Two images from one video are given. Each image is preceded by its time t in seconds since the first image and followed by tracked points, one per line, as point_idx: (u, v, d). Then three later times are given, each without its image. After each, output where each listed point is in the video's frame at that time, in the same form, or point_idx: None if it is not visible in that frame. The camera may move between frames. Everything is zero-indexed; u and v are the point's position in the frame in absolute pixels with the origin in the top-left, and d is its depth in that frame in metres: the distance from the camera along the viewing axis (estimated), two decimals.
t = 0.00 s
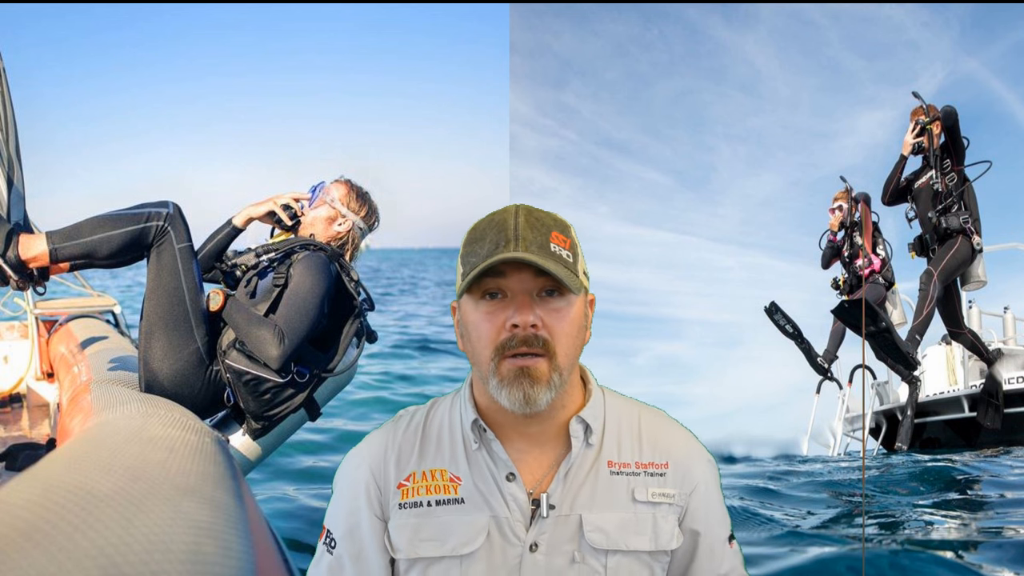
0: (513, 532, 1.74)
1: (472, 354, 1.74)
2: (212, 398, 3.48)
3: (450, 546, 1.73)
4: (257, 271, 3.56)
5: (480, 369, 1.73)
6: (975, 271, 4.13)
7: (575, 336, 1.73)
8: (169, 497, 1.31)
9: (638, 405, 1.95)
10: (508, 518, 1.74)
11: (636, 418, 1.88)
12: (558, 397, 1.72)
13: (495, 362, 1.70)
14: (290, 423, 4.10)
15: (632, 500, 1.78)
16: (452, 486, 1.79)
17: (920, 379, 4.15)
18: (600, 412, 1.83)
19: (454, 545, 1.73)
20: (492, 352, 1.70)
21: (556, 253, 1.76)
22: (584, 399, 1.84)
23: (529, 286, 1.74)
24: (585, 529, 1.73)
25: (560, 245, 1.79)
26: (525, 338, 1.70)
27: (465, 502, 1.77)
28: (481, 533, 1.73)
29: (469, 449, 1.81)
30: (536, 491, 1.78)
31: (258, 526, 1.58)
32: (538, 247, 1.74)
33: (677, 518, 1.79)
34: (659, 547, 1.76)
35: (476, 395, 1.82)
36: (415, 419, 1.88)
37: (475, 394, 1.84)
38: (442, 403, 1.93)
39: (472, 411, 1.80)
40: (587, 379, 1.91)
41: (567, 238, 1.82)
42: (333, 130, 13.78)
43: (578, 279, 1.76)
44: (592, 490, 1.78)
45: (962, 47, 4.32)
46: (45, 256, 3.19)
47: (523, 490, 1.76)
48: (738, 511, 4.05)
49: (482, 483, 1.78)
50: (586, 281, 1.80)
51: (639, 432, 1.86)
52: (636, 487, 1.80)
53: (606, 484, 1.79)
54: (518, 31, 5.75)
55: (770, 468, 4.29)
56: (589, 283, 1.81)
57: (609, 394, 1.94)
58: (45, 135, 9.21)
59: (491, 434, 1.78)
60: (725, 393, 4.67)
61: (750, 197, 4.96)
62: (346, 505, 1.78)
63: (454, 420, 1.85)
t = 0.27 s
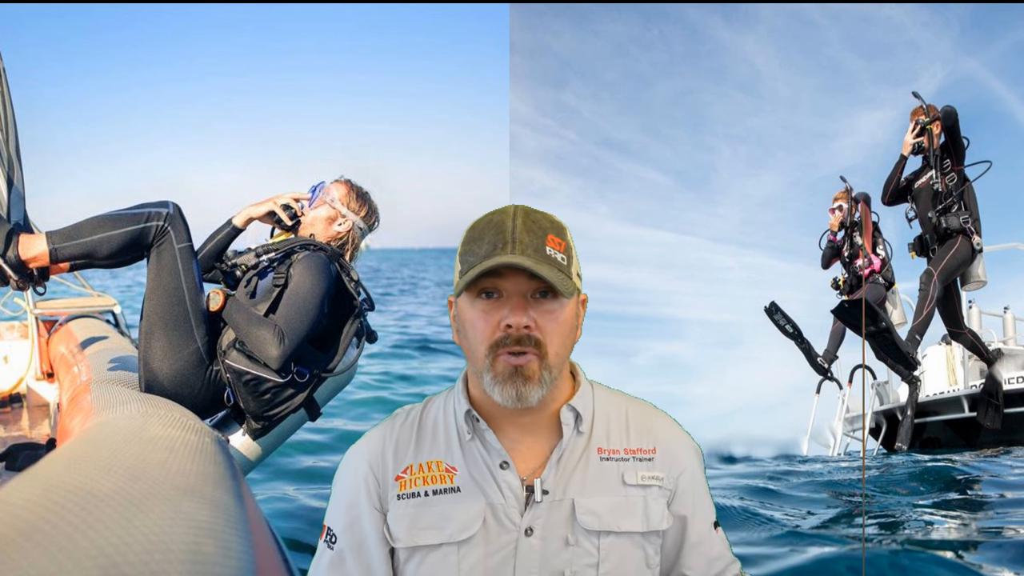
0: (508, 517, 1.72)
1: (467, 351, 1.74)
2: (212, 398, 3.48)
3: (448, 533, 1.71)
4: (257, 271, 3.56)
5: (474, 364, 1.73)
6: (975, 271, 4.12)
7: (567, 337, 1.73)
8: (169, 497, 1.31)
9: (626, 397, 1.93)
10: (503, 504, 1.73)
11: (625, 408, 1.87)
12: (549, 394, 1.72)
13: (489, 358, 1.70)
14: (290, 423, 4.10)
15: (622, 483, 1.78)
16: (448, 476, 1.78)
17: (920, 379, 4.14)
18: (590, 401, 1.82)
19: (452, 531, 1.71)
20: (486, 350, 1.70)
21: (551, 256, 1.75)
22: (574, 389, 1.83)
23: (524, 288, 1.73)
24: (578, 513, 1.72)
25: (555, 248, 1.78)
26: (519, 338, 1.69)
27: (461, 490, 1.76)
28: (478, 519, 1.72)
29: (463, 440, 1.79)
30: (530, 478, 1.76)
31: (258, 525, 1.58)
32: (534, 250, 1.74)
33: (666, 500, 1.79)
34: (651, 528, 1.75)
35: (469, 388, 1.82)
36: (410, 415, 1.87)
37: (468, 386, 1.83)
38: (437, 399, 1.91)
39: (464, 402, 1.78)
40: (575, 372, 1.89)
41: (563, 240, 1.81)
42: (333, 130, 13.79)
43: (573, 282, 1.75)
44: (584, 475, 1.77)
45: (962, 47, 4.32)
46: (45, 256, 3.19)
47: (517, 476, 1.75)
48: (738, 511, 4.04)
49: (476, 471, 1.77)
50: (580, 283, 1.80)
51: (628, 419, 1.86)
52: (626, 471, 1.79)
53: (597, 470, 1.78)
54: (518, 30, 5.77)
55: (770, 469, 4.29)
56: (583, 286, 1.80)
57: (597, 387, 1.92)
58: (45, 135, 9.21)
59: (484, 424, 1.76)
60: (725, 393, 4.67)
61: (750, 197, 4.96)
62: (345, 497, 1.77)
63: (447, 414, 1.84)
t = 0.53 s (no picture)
0: (501, 511, 1.72)
1: (455, 351, 1.75)
2: (212, 398, 3.48)
3: (444, 527, 1.71)
4: (257, 271, 3.56)
5: (462, 363, 1.73)
6: (975, 271, 4.11)
7: (553, 333, 1.73)
8: (169, 497, 1.31)
9: (618, 394, 1.93)
10: (496, 498, 1.73)
11: (616, 403, 1.87)
12: (538, 390, 1.72)
13: (476, 357, 1.70)
14: (290, 423, 4.10)
15: (612, 476, 1.77)
16: (443, 471, 1.78)
17: (920, 379, 4.14)
18: (581, 397, 1.82)
19: (448, 525, 1.71)
20: (472, 349, 1.70)
21: (533, 255, 1.74)
22: (565, 383, 1.84)
23: (507, 287, 1.72)
24: (569, 505, 1.72)
25: (537, 247, 1.77)
26: (505, 335, 1.70)
27: (456, 485, 1.76)
28: (472, 513, 1.72)
29: (457, 436, 1.80)
30: (523, 473, 1.76)
31: (258, 525, 1.58)
32: (516, 249, 1.73)
33: (657, 493, 1.78)
34: (642, 520, 1.75)
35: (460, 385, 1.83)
36: (407, 413, 1.87)
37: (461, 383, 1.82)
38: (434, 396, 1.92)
39: (457, 398, 1.78)
40: (566, 367, 1.89)
41: (544, 238, 1.81)
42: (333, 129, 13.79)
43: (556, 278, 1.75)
44: (576, 469, 1.77)
45: (962, 47, 4.32)
46: (45, 256, 3.19)
47: (510, 471, 1.75)
48: (738, 511, 4.04)
49: (470, 466, 1.77)
50: (564, 279, 1.79)
51: (619, 414, 1.86)
52: (617, 464, 1.79)
53: (588, 464, 1.78)
54: (518, 31, 5.77)
55: (770, 468, 4.28)
56: (568, 281, 1.80)
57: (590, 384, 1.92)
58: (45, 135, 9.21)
59: (477, 419, 1.77)
60: (725, 393, 4.67)
61: (750, 197, 4.96)
62: (345, 493, 1.78)
63: (441, 411, 1.84)
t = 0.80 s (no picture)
0: (502, 508, 1.72)
1: (460, 347, 1.74)
2: (212, 398, 3.48)
3: (445, 525, 1.71)
4: (257, 271, 3.56)
5: (466, 361, 1.73)
6: (975, 271, 4.11)
7: (558, 329, 1.73)
8: (169, 497, 1.31)
9: (616, 390, 1.94)
10: (497, 496, 1.73)
11: (614, 399, 1.87)
12: (543, 386, 1.71)
13: (481, 352, 1.70)
14: (291, 423, 4.10)
15: (612, 472, 1.77)
16: (444, 469, 1.78)
17: (920, 379, 4.14)
18: (581, 395, 1.82)
19: (449, 522, 1.71)
20: (478, 344, 1.70)
21: (538, 251, 1.75)
22: (564, 381, 1.84)
23: (513, 283, 1.75)
24: (569, 502, 1.72)
25: (542, 245, 1.78)
26: (511, 330, 1.69)
27: (457, 483, 1.76)
28: (474, 511, 1.72)
29: (458, 434, 1.80)
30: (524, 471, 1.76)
31: (258, 526, 1.58)
32: (522, 245, 1.74)
33: (656, 488, 1.78)
34: (642, 515, 1.75)
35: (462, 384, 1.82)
36: (407, 411, 1.87)
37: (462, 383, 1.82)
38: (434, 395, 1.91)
39: (459, 397, 1.78)
40: (566, 365, 1.89)
41: (549, 237, 1.82)
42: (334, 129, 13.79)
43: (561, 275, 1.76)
44: (576, 466, 1.77)
45: (962, 47, 4.32)
46: (45, 256, 3.19)
47: (511, 469, 1.74)
48: (738, 511, 4.03)
49: (471, 464, 1.77)
50: (568, 278, 1.80)
51: (617, 410, 1.86)
52: (616, 460, 1.79)
53: (588, 460, 1.78)
54: (518, 31, 5.78)
55: (770, 468, 4.28)
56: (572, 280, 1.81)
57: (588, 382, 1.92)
58: (45, 135, 9.21)
59: (479, 418, 1.77)
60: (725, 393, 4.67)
61: (750, 197, 4.96)
62: (346, 492, 1.78)
63: (442, 409, 1.84)
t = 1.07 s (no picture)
0: (504, 507, 1.72)
1: (458, 345, 1.74)
2: (212, 398, 3.48)
3: (448, 524, 1.71)
4: (257, 271, 3.56)
5: (464, 359, 1.73)
6: (975, 271, 4.11)
7: (556, 327, 1.73)
8: (169, 497, 1.31)
9: (616, 388, 1.94)
10: (499, 494, 1.73)
11: (614, 397, 1.88)
12: (540, 384, 1.71)
13: (478, 350, 1.70)
14: (290, 423, 4.10)
15: (612, 470, 1.77)
16: (447, 469, 1.78)
17: (920, 379, 4.14)
18: (581, 393, 1.82)
19: (452, 521, 1.71)
20: (476, 342, 1.70)
21: (537, 250, 1.75)
22: (564, 380, 1.84)
23: (511, 280, 1.75)
24: (571, 499, 1.72)
25: (541, 243, 1.78)
26: (508, 327, 1.69)
27: (460, 482, 1.76)
28: (476, 510, 1.72)
29: (460, 433, 1.80)
30: (525, 469, 1.76)
31: (258, 526, 1.58)
32: (520, 244, 1.74)
33: (656, 485, 1.79)
34: (643, 512, 1.74)
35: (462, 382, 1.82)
36: (408, 413, 1.86)
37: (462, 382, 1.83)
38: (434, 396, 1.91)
39: (461, 396, 1.79)
40: (566, 364, 1.90)
41: (548, 236, 1.81)
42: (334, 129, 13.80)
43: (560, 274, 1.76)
44: (576, 464, 1.77)
45: (962, 47, 4.32)
46: (45, 256, 3.19)
47: (512, 467, 1.74)
48: (738, 511, 4.03)
49: (473, 463, 1.77)
50: (567, 277, 1.80)
51: (617, 408, 1.86)
52: (616, 457, 1.79)
53: (588, 458, 1.79)
54: (518, 31, 5.77)
55: (770, 469, 4.29)
56: (570, 279, 1.81)
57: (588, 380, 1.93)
58: (44, 135, 9.21)
59: (480, 417, 1.77)
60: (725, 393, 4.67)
61: (750, 197, 4.97)
62: (349, 492, 1.78)
63: (443, 409, 1.84)
